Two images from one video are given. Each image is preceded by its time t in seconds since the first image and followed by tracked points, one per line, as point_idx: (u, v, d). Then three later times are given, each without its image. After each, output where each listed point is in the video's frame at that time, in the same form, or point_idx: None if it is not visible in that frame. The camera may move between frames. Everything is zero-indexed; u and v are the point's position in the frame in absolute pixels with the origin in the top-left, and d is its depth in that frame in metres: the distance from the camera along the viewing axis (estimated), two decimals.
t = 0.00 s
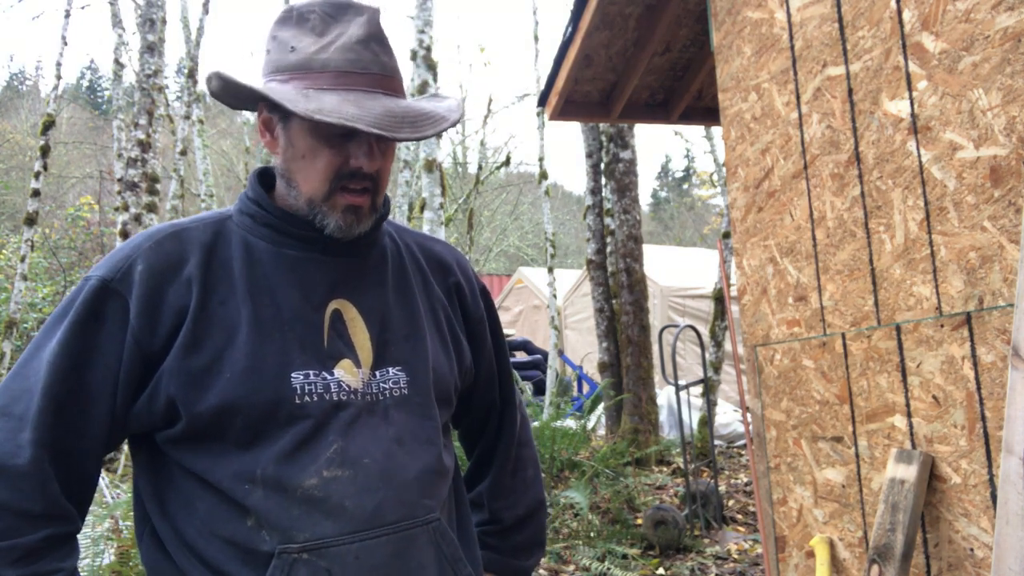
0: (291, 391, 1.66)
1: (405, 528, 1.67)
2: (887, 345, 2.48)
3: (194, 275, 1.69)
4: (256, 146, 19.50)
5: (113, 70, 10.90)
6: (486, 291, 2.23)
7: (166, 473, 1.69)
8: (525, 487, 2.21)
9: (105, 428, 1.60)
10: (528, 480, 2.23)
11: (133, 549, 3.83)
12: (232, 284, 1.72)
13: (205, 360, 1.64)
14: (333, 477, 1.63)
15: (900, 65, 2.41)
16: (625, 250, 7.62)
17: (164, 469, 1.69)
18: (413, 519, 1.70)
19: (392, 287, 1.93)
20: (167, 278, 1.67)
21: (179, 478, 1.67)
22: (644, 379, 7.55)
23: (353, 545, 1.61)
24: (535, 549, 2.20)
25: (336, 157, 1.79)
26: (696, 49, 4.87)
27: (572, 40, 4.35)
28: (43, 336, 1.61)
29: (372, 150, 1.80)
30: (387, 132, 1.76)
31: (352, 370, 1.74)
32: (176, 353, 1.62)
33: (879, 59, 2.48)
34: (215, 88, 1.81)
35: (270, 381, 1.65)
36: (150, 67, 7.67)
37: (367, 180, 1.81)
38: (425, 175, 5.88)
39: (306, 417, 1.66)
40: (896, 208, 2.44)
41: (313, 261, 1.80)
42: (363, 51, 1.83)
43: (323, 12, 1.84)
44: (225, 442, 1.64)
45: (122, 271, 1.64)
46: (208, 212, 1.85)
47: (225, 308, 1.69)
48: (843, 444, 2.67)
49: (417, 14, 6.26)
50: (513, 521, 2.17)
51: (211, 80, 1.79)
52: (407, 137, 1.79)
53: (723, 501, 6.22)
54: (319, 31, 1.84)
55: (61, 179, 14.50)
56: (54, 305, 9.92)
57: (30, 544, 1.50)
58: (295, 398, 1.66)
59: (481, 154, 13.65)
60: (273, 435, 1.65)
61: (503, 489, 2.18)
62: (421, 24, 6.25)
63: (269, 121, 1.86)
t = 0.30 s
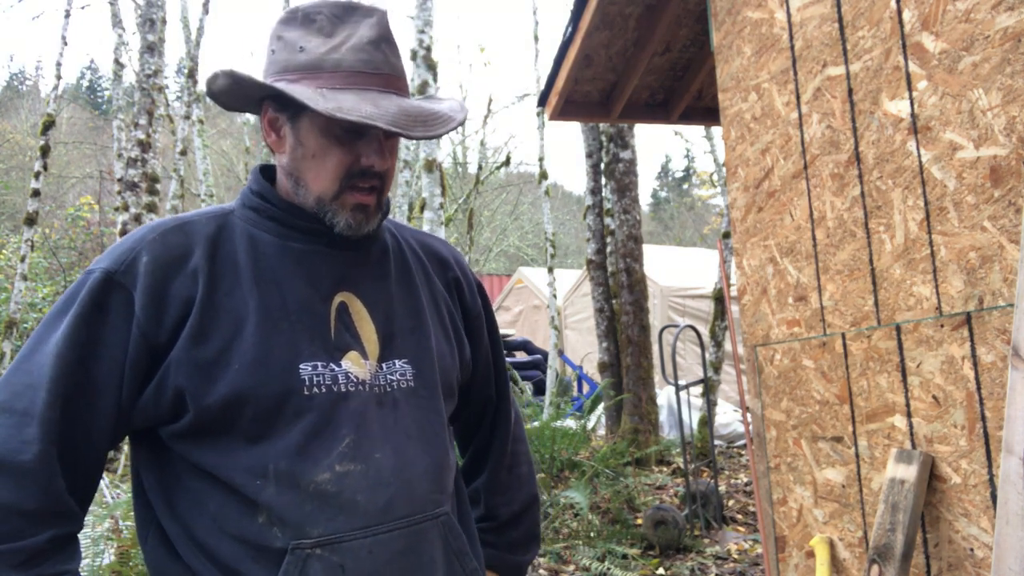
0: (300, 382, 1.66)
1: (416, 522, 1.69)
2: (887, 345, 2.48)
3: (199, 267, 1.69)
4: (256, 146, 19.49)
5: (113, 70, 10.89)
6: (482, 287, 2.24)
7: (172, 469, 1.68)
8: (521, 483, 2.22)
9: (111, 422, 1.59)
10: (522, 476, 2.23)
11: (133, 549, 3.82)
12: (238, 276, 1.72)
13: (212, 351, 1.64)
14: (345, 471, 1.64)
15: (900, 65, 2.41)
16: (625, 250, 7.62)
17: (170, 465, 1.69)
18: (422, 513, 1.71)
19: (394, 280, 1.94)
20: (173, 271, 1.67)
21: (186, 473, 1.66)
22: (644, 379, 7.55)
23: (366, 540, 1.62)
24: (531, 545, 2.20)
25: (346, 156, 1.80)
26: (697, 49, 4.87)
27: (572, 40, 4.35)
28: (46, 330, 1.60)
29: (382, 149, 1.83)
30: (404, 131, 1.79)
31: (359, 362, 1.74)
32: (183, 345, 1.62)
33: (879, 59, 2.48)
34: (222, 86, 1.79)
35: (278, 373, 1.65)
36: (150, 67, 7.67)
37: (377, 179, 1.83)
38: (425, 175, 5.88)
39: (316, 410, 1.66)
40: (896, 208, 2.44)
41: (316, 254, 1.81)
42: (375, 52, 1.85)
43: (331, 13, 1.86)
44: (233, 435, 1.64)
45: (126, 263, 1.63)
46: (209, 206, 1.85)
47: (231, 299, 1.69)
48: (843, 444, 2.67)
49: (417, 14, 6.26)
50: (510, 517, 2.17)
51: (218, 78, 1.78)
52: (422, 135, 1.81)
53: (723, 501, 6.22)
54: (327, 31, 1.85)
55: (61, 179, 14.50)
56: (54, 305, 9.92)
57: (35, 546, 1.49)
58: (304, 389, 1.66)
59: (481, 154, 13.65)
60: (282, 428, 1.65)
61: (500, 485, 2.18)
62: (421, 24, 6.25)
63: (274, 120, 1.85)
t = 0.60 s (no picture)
0: (306, 380, 1.66)
1: (422, 519, 1.70)
2: (887, 345, 2.48)
3: (203, 267, 1.69)
4: (256, 146, 19.49)
5: (113, 70, 10.89)
6: (481, 286, 2.25)
7: (176, 469, 1.68)
8: (518, 482, 2.22)
9: (114, 422, 1.59)
10: (519, 475, 2.23)
11: (133, 549, 3.81)
12: (241, 275, 1.72)
13: (217, 351, 1.64)
14: (353, 469, 1.64)
15: (900, 65, 2.41)
16: (625, 250, 7.62)
17: (173, 466, 1.69)
18: (428, 510, 1.72)
19: (395, 279, 1.94)
20: (176, 270, 1.66)
21: (190, 473, 1.66)
22: (644, 379, 7.55)
23: (374, 537, 1.63)
24: (530, 542, 2.20)
25: (349, 156, 1.80)
26: (697, 49, 4.87)
27: (572, 40, 4.35)
28: (48, 330, 1.60)
29: (385, 149, 1.83)
30: (408, 129, 1.79)
31: (364, 360, 1.75)
32: (187, 344, 1.62)
33: (879, 59, 2.48)
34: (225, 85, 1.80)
35: (284, 371, 1.65)
36: (150, 67, 7.66)
37: (379, 179, 1.84)
38: (425, 175, 5.88)
39: (323, 408, 1.66)
40: (896, 208, 2.44)
41: (318, 253, 1.81)
42: (377, 52, 1.86)
43: (333, 14, 1.86)
44: (238, 434, 1.64)
45: (129, 263, 1.63)
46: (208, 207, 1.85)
47: (235, 298, 1.69)
48: (843, 443, 2.67)
49: (417, 14, 6.27)
50: (508, 515, 2.17)
51: (221, 77, 1.78)
52: (425, 135, 1.81)
53: (723, 501, 6.22)
54: (329, 33, 1.85)
55: (61, 179, 14.50)
56: (53, 305, 9.92)
57: (40, 549, 1.50)
58: (310, 387, 1.66)
59: (481, 154, 13.66)
60: (289, 426, 1.65)
61: (498, 484, 2.18)
62: (421, 24, 6.25)
63: (276, 120, 1.85)
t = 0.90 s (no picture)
0: (307, 382, 1.66)
1: (424, 520, 1.70)
2: (887, 345, 2.48)
3: (203, 270, 1.69)
4: (256, 146, 19.50)
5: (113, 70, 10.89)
6: (480, 287, 2.25)
7: (177, 472, 1.68)
8: (518, 482, 2.22)
9: (115, 425, 1.59)
10: (518, 475, 2.23)
11: (133, 549, 3.82)
12: (241, 278, 1.72)
13: (217, 353, 1.64)
14: (354, 471, 1.64)
15: (900, 65, 2.41)
16: (625, 250, 7.62)
17: (174, 468, 1.69)
18: (429, 511, 1.72)
19: (395, 281, 1.94)
20: (176, 273, 1.66)
21: (191, 476, 1.66)
22: (644, 379, 7.55)
23: (375, 539, 1.63)
24: (530, 542, 2.20)
25: (348, 155, 1.80)
26: (697, 49, 4.87)
27: (572, 40, 4.35)
28: (48, 334, 1.60)
29: (384, 148, 1.83)
30: (406, 129, 1.78)
31: (364, 362, 1.75)
32: (188, 347, 1.62)
33: (879, 59, 2.48)
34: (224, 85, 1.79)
35: (284, 373, 1.65)
36: (150, 67, 7.66)
37: (378, 179, 1.83)
38: (425, 175, 5.88)
39: (324, 410, 1.66)
40: (896, 208, 2.44)
41: (317, 255, 1.81)
42: (376, 52, 1.86)
43: (332, 14, 1.86)
44: (240, 436, 1.64)
45: (129, 266, 1.63)
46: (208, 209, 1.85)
47: (235, 301, 1.69)
48: (843, 444, 2.67)
49: (417, 14, 6.27)
50: (508, 515, 2.17)
51: (220, 77, 1.78)
52: (423, 135, 1.81)
53: (723, 501, 6.22)
54: (328, 33, 1.85)
55: (60, 179, 14.50)
56: (53, 305, 9.91)
57: (42, 552, 1.50)
58: (311, 390, 1.66)
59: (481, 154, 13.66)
60: (290, 429, 1.65)
61: (499, 484, 2.18)
62: (421, 24, 6.25)
63: (276, 120, 1.85)
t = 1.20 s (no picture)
0: (305, 385, 1.66)
1: (421, 522, 1.69)
2: (887, 345, 2.48)
3: (202, 271, 1.69)
4: (256, 146, 19.50)
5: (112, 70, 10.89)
6: (481, 288, 2.25)
7: (175, 472, 1.68)
8: (518, 483, 2.22)
9: (113, 425, 1.59)
10: (517, 477, 2.23)
11: (133, 549, 3.81)
12: (240, 278, 1.72)
13: (216, 354, 1.64)
14: (350, 473, 1.64)
15: (900, 65, 2.41)
16: (625, 250, 7.63)
17: (172, 469, 1.69)
18: (427, 513, 1.71)
19: (395, 282, 1.94)
20: (175, 274, 1.67)
21: (189, 476, 1.66)
22: (644, 379, 7.54)
23: (372, 541, 1.62)
24: (529, 543, 2.20)
25: (350, 157, 1.80)
26: (697, 49, 4.87)
27: (572, 40, 4.35)
28: (46, 334, 1.60)
29: (386, 150, 1.83)
30: (409, 133, 1.79)
31: (362, 365, 1.75)
32: (186, 348, 1.62)
33: (879, 59, 2.48)
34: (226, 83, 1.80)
35: (282, 375, 1.65)
36: (150, 67, 7.65)
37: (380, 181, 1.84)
38: (425, 175, 5.88)
39: (321, 412, 1.66)
40: (896, 208, 2.44)
41: (318, 257, 1.81)
42: (381, 54, 1.86)
43: (337, 14, 1.86)
44: (237, 438, 1.64)
45: (128, 265, 1.63)
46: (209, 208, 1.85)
47: (234, 302, 1.69)
48: (843, 443, 2.67)
49: (417, 14, 6.26)
50: (507, 516, 2.17)
51: (223, 75, 1.79)
52: (426, 138, 1.82)
53: (723, 501, 6.22)
54: (333, 32, 1.85)
55: (60, 179, 14.50)
56: (53, 305, 9.91)
57: (37, 551, 1.50)
58: (309, 392, 1.66)
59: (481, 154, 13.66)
60: (287, 431, 1.65)
61: (498, 485, 2.18)
62: (421, 24, 6.25)
63: (278, 119, 1.85)
